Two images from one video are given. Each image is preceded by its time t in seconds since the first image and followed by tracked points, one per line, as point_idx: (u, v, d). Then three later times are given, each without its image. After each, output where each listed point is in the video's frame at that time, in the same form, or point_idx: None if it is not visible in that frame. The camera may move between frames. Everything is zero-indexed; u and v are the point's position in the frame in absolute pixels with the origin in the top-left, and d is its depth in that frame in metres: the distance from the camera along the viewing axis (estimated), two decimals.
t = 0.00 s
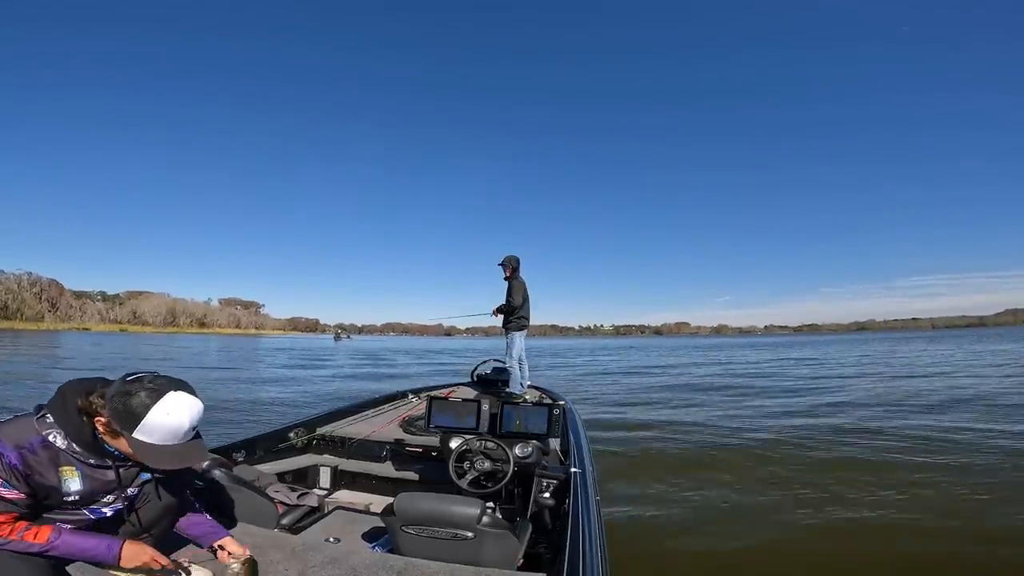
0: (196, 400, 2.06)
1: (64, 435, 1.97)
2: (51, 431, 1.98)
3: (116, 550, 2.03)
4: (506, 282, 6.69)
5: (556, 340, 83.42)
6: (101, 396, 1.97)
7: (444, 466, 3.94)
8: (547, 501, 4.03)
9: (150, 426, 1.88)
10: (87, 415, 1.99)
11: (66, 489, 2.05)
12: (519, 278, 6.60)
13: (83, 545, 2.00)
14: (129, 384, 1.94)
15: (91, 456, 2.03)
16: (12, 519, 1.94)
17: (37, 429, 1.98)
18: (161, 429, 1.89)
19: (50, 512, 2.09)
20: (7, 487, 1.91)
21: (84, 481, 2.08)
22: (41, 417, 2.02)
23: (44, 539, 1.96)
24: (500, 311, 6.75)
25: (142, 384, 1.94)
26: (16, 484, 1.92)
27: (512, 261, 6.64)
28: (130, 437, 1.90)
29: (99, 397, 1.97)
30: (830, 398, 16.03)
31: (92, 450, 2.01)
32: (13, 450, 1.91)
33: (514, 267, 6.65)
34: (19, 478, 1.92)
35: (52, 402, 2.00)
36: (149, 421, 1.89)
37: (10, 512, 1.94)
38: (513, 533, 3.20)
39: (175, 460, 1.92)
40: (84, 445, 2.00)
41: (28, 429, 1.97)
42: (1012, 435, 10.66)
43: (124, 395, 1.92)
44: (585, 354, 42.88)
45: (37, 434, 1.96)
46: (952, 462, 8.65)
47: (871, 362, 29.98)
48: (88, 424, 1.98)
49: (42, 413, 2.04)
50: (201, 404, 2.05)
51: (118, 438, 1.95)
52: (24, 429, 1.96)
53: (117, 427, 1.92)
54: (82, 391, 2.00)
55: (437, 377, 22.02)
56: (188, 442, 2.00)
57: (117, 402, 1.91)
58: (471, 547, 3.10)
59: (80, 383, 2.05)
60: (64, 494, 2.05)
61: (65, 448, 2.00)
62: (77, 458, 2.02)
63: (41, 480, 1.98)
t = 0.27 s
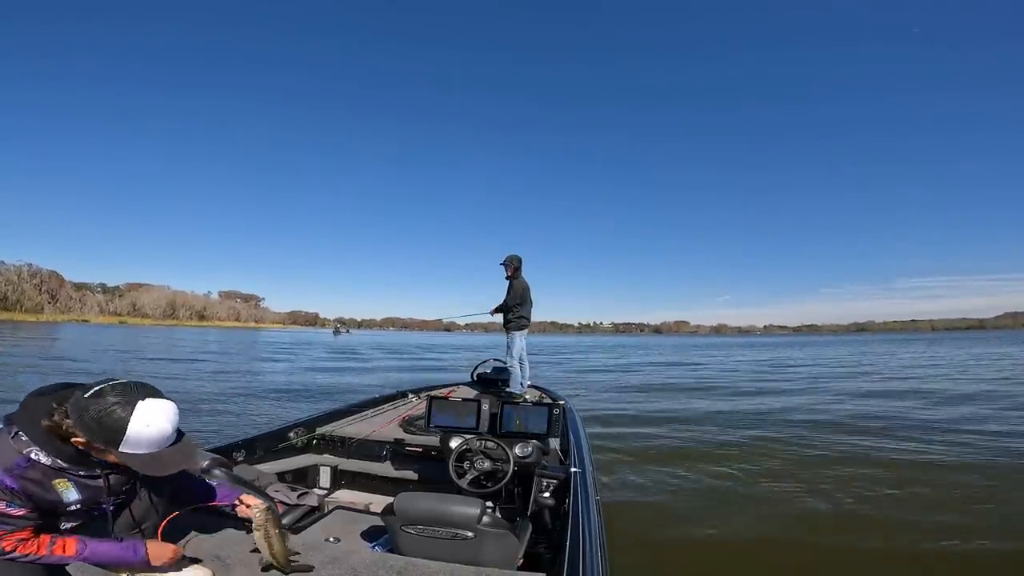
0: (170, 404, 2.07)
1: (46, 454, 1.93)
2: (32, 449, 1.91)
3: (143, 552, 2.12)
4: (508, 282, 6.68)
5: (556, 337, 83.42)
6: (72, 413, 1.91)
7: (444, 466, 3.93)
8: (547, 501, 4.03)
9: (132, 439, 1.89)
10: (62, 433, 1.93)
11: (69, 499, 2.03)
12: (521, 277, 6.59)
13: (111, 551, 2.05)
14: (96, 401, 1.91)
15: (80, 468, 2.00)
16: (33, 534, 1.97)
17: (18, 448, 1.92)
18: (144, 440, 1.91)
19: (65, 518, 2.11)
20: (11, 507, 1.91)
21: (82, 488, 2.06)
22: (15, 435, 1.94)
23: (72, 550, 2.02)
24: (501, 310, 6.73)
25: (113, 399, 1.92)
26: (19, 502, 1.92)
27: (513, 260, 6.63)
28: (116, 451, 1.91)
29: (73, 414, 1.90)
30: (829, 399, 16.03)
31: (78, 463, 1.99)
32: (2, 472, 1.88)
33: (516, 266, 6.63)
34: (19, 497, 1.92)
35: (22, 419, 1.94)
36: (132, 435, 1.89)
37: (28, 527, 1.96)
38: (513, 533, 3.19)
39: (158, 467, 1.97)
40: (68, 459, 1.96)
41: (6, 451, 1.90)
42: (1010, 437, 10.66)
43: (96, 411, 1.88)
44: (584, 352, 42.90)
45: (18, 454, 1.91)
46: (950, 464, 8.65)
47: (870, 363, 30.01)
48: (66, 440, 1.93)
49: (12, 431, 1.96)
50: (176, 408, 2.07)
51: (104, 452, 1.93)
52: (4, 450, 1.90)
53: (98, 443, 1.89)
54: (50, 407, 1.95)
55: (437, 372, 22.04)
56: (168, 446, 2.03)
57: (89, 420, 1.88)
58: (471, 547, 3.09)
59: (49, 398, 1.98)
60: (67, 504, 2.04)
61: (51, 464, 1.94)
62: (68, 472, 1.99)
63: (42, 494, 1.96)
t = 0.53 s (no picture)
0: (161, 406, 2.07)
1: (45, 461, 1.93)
2: (32, 458, 1.90)
3: (181, 530, 2.36)
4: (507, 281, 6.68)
5: (556, 334, 83.48)
6: (65, 421, 1.89)
7: (444, 466, 3.93)
8: (547, 501, 4.03)
9: (127, 444, 1.90)
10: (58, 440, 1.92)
11: (78, 501, 2.04)
12: (521, 276, 6.58)
13: (157, 533, 2.28)
14: (89, 408, 1.89)
15: (82, 472, 2.00)
16: (74, 534, 2.05)
17: (17, 458, 1.89)
18: (142, 443, 1.93)
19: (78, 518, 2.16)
20: (38, 512, 1.94)
21: (87, 488, 2.08)
22: (10, 445, 1.91)
23: (121, 544, 2.18)
24: (501, 310, 6.73)
25: (105, 406, 1.90)
26: (43, 507, 1.95)
27: (513, 260, 6.62)
28: (115, 455, 1.93)
29: (67, 423, 1.89)
30: (829, 397, 16.03)
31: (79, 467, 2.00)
32: (15, 483, 1.88)
33: (515, 265, 6.63)
34: (42, 502, 1.94)
35: (15, 428, 1.92)
36: (128, 440, 1.90)
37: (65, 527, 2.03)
38: (513, 533, 3.19)
39: (156, 468, 1.99)
40: (70, 464, 1.96)
41: (7, 462, 1.88)
42: (1011, 435, 10.65)
43: (86, 419, 1.87)
44: (583, 350, 42.84)
45: (21, 465, 1.89)
46: (950, 462, 8.64)
47: (870, 361, 29.98)
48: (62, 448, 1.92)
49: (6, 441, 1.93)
50: (168, 409, 2.07)
51: (102, 457, 1.93)
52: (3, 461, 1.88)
53: (93, 450, 1.89)
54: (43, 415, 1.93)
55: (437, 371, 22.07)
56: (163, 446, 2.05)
57: (84, 428, 1.87)
58: (471, 547, 3.09)
59: (38, 407, 1.95)
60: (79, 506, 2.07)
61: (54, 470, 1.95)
62: (71, 477, 1.99)
63: (58, 499, 1.98)
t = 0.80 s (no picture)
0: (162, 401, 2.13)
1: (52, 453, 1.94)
2: (36, 450, 1.91)
3: (195, 507, 2.34)
4: (506, 282, 6.69)
5: (557, 334, 83.54)
6: (76, 408, 1.94)
7: (444, 466, 3.94)
8: (547, 501, 4.03)
9: (125, 435, 1.95)
10: (63, 429, 1.95)
11: (82, 494, 2.05)
12: (520, 277, 6.59)
13: (170, 511, 2.26)
14: (97, 399, 1.94)
15: (84, 465, 2.03)
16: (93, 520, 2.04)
17: (23, 450, 1.90)
18: (142, 437, 1.98)
19: (88, 511, 2.14)
20: (53, 502, 1.93)
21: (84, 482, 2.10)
22: (14, 438, 1.92)
23: (140, 524, 2.16)
24: (499, 310, 6.74)
25: (112, 396, 1.95)
26: (57, 496, 1.95)
27: (512, 260, 6.63)
28: (112, 449, 1.96)
29: (77, 411, 1.93)
30: (830, 394, 16.04)
31: (83, 459, 2.02)
32: (24, 475, 1.89)
33: (514, 266, 6.64)
34: (54, 492, 1.94)
35: (19, 421, 1.92)
36: (129, 431, 1.96)
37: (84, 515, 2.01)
38: (513, 533, 3.19)
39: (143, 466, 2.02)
40: (72, 457, 1.99)
41: (12, 455, 1.89)
42: (1010, 431, 10.67)
43: (96, 407, 1.92)
44: (583, 350, 42.79)
45: (27, 457, 1.90)
46: (950, 458, 8.65)
47: (870, 357, 29.98)
48: (66, 438, 1.95)
49: (9, 436, 1.93)
50: (168, 404, 2.13)
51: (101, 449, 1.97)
52: (10, 453, 1.89)
53: (96, 440, 1.93)
54: (49, 406, 1.95)
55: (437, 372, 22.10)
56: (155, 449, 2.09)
57: (91, 419, 1.92)
58: (471, 547, 3.10)
59: (45, 397, 1.98)
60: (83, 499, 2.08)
61: (62, 461, 1.96)
62: (73, 470, 2.00)
63: (67, 489, 1.99)
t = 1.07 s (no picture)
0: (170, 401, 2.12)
1: (56, 451, 1.96)
2: (40, 448, 1.93)
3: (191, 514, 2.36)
4: (505, 282, 6.70)
5: (558, 336, 83.46)
6: (83, 405, 1.95)
7: (444, 466, 3.95)
8: (547, 501, 4.04)
9: (128, 432, 1.93)
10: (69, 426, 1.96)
11: (83, 494, 2.07)
12: (519, 277, 6.61)
13: (166, 517, 2.27)
14: (103, 395, 1.94)
15: (88, 463, 2.04)
16: (89, 521, 2.06)
17: (27, 448, 1.92)
18: (145, 434, 1.96)
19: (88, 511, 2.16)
20: (51, 501, 1.95)
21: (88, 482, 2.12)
22: (20, 436, 1.94)
23: (135, 528, 2.18)
24: (499, 310, 6.75)
25: (118, 393, 1.96)
26: (56, 496, 1.96)
27: (510, 261, 6.65)
28: (115, 446, 1.94)
29: (84, 408, 1.95)
30: (830, 393, 16.03)
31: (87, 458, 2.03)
32: (27, 474, 1.91)
33: (512, 266, 6.65)
34: (54, 492, 1.96)
35: (25, 418, 1.95)
36: (133, 428, 1.94)
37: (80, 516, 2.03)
38: (513, 533, 3.20)
39: (142, 465, 1.97)
40: (76, 455, 1.99)
41: (17, 453, 1.90)
42: (1011, 428, 10.66)
43: (102, 403, 1.93)
44: (584, 351, 42.78)
45: (31, 455, 1.92)
46: (951, 455, 8.64)
47: (870, 356, 29.97)
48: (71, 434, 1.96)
49: (15, 433, 1.96)
50: (176, 404, 2.11)
51: (104, 446, 1.96)
52: (12, 451, 1.91)
53: (101, 436, 1.93)
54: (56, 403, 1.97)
55: (438, 375, 22.14)
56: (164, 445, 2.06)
57: (97, 415, 1.92)
58: (471, 547, 3.11)
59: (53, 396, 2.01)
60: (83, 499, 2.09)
61: (64, 460, 1.98)
62: (76, 469, 2.02)
63: (68, 488, 2.01)
